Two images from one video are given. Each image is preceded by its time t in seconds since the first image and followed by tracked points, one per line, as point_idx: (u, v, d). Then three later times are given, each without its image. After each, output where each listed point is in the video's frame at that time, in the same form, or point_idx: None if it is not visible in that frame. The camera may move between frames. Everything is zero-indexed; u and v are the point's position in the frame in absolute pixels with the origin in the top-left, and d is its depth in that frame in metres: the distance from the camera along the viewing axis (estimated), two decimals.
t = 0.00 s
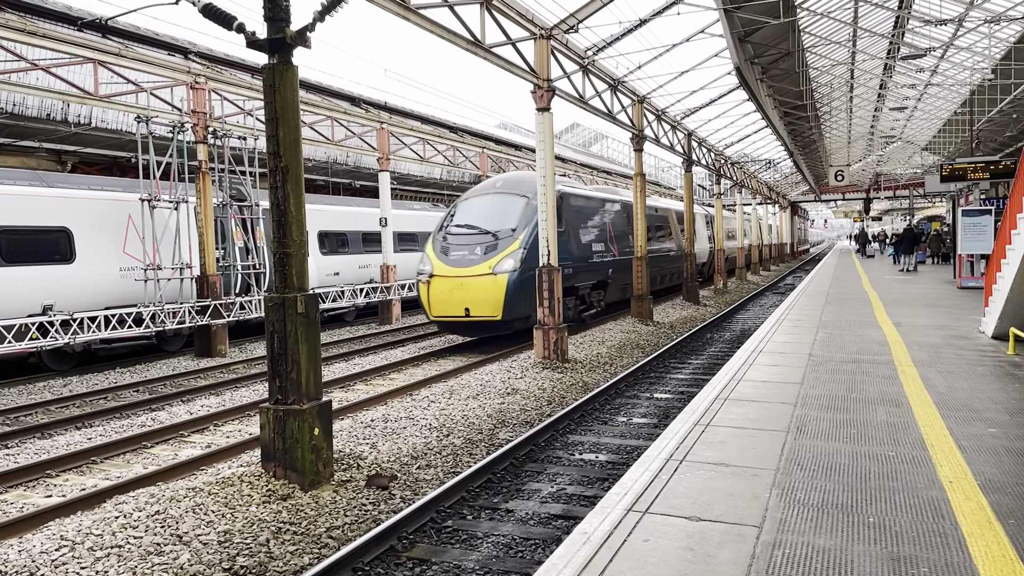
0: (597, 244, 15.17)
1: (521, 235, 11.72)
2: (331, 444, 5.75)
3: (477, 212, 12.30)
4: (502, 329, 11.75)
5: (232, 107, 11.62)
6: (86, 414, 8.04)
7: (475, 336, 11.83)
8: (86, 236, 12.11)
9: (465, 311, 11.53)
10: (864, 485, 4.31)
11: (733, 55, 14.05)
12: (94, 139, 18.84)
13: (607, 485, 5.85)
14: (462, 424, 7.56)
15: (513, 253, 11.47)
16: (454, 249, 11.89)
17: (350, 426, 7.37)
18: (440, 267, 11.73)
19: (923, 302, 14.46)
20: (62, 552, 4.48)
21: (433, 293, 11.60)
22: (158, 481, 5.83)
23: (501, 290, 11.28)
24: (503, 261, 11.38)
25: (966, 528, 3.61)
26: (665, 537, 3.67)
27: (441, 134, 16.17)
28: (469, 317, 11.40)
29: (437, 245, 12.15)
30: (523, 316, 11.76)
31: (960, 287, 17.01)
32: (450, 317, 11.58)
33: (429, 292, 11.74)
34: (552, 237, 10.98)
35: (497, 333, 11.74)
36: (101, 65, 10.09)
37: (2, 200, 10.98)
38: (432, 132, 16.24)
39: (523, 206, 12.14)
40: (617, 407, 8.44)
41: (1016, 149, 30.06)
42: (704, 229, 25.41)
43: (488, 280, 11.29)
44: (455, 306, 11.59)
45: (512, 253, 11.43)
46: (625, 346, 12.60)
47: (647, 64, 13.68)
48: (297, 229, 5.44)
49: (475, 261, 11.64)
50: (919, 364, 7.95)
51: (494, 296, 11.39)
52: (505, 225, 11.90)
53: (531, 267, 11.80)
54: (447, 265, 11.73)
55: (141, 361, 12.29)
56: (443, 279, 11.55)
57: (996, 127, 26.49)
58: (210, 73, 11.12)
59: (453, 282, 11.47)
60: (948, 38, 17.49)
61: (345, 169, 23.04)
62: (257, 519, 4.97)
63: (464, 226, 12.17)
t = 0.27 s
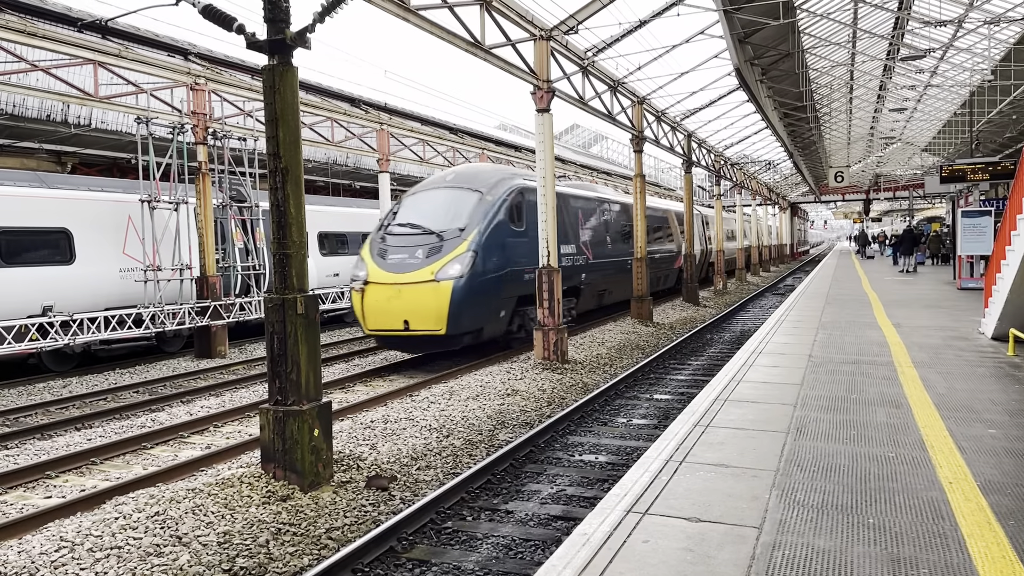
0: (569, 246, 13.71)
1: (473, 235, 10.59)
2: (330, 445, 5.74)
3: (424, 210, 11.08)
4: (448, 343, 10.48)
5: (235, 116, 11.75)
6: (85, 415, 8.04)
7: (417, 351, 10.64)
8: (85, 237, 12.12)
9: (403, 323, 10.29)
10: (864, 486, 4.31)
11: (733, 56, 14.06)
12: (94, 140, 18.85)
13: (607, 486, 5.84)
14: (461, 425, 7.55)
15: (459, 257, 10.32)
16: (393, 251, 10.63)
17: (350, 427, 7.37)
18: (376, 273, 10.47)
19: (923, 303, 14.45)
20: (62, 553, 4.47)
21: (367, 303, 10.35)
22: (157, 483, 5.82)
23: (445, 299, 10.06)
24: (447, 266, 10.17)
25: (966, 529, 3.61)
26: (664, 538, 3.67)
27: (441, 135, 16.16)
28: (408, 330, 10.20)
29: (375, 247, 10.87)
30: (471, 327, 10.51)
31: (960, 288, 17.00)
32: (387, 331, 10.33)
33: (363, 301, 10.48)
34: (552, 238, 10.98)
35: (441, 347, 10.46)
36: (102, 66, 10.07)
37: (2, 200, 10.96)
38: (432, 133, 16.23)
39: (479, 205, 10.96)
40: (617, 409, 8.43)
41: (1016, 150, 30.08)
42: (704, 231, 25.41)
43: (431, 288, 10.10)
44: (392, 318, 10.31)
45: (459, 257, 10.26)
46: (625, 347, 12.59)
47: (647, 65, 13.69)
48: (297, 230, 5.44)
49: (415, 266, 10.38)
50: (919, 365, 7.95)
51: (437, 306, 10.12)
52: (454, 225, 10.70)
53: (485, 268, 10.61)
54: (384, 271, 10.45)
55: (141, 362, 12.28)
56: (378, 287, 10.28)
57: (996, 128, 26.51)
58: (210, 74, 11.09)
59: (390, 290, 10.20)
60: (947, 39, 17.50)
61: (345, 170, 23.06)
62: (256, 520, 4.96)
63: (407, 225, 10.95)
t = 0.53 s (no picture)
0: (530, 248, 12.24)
1: (403, 235, 9.11)
2: (330, 446, 5.74)
3: (350, 207, 9.57)
4: (373, 363, 9.01)
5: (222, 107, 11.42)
6: (85, 416, 8.04)
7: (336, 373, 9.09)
8: (85, 238, 12.13)
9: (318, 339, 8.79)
10: (864, 487, 4.31)
11: (733, 57, 14.07)
12: (93, 141, 18.86)
13: (607, 487, 5.85)
14: (461, 426, 7.56)
15: (384, 261, 8.84)
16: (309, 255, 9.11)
17: (349, 428, 7.37)
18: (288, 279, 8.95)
19: (922, 304, 14.46)
20: (62, 553, 4.47)
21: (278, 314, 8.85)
22: (156, 484, 5.81)
23: (366, 312, 8.57)
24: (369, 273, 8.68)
25: (966, 530, 3.61)
26: (664, 539, 3.67)
27: (440, 136, 16.17)
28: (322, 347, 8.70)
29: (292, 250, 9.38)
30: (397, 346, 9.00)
31: (960, 289, 17.01)
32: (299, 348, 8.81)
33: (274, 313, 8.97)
34: (552, 239, 10.98)
35: (364, 369, 9.01)
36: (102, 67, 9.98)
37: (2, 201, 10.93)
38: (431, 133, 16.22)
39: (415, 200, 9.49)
40: (617, 410, 8.43)
41: (1015, 151, 30.11)
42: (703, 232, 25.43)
43: (348, 299, 8.59)
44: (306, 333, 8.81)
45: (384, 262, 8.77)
46: (624, 348, 12.60)
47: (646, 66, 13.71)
48: (297, 230, 5.45)
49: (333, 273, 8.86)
50: (919, 366, 7.95)
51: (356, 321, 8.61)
52: (381, 224, 9.19)
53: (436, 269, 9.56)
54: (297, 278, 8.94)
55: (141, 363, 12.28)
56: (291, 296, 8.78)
57: (995, 129, 26.54)
58: (210, 74, 11.00)
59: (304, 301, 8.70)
60: (946, 40, 17.51)
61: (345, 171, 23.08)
62: (256, 521, 4.96)
63: (330, 224, 9.44)
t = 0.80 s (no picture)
0: (480, 249, 10.53)
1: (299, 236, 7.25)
2: (329, 448, 5.74)
3: (241, 199, 7.68)
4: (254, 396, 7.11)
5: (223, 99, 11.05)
6: (85, 417, 8.03)
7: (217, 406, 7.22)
8: (84, 240, 12.12)
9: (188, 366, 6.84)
10: (863, 488, 4.32)
11: (732, 58, 14.08)
12: (93, 142, 18.86)
13: (606, 487, 5.85)
14: (460, 427, 7.56)
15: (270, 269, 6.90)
16: (183, 257, 7.16)
17: (348, 429, 7.36)
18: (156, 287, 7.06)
19: (921, 305, 14.49)
20: (60, 555, 4.47)
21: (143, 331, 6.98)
22: (155, 485, 5.81)
23: (244, 334, 6.63)
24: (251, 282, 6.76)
25: (965, 531, 3.61)
26: (664, 540, 3.67)
27: (440, 137, 16.17)
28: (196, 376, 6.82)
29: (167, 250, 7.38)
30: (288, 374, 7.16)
31: (959, 290, 17.02)
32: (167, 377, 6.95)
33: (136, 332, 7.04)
34: (551, 241, 10.99)
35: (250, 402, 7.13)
36: (101, 68, 10.01)
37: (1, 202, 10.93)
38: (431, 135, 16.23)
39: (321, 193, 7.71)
40: (616, 411, 8.43)
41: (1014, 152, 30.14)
42: (702, 233, 25.45)
43: (221, 314, 6.63)
44: (175, 359, 6.86)
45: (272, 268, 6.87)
46: (624, 349, 12.61)
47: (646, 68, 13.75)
48: (296, 231, 5.44)
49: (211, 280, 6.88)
50: (918, 367, 7.96)
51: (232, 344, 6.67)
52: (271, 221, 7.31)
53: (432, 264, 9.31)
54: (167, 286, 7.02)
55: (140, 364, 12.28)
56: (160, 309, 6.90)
57: (994, 130, 26.58)
58: (209, 76, 11.01)
59: (174, 317, 6.79)
60: (945, 41, 17.54)
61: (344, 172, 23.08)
62: (255, 522, 4.96)
63: (213, 219, 7.51)
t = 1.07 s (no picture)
0: (408, 253, 9.10)
1: (133, 232, 5.68)
2: (328, 449, 5.74)
3: (73, 185, 6.05)
4: (77, 444, 5.51)
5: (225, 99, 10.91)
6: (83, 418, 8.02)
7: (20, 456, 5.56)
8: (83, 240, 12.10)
9: None
10: (862, 489, 4.32)
11: (731, 60, 14.10)
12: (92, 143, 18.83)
13: (605, 489, 5.85)
14: (459, 428, 7.56)
15: (88, 277, 5.40)
16: None
17: (347, 430, 7.35)
18: None
19: (920, 306, 14.51)
20: (59, 556, 4.46)
21: None
22: (154, 486, 5.80)
23: (46, 361, 5.12)
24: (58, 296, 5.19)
25: (964, 532, 3.61)
26: (662, 542, 3.67)
27: (439, 138, 16.16)
28: None
29: None
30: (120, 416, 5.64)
31: (958, 291, 17.04)
32: None
33: None
34: (550, 242, 10.99)
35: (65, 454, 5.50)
36: (100, 70, 9.96)
37: None
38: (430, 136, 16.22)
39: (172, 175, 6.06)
40: (615, 412, 8.43)
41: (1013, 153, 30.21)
42: (701, 234, 25.47)
43: (15, 337, 5.11)
44: None
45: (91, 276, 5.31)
46: (623, 350, 12.62)
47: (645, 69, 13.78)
48: (295, 232, 5.44)
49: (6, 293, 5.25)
50: (917, 368, 7.97)
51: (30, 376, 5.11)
52: (100, 215, 5.70)
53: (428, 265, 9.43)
54: None
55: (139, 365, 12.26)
56: None
57: (993, 131, 26.62)
58: (208, 77, 10.98)
59: None
60: (944, 43, 17.58)
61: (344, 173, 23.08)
62: (254, 524, 4.96)
63: (29, 215, 5.81)
